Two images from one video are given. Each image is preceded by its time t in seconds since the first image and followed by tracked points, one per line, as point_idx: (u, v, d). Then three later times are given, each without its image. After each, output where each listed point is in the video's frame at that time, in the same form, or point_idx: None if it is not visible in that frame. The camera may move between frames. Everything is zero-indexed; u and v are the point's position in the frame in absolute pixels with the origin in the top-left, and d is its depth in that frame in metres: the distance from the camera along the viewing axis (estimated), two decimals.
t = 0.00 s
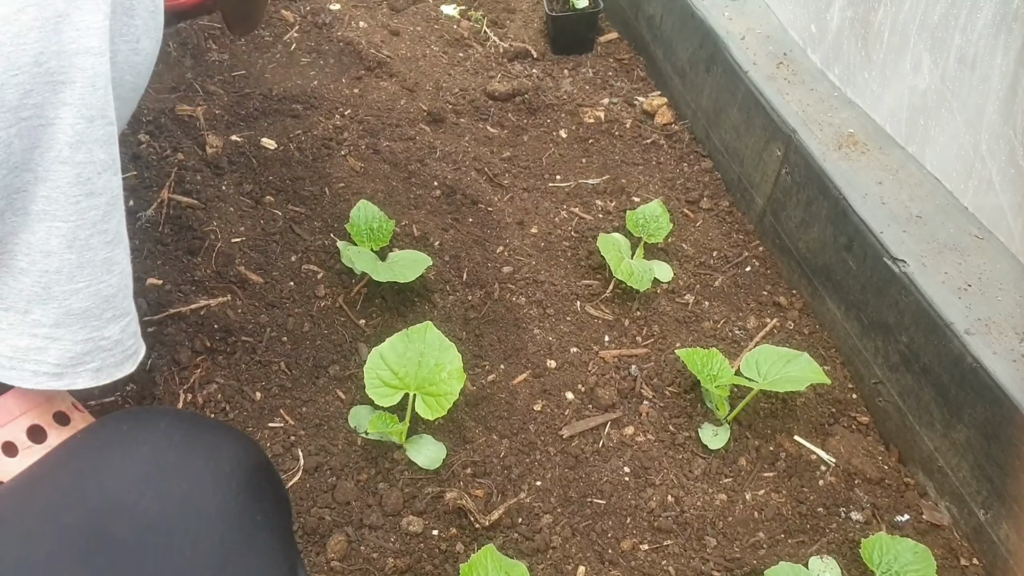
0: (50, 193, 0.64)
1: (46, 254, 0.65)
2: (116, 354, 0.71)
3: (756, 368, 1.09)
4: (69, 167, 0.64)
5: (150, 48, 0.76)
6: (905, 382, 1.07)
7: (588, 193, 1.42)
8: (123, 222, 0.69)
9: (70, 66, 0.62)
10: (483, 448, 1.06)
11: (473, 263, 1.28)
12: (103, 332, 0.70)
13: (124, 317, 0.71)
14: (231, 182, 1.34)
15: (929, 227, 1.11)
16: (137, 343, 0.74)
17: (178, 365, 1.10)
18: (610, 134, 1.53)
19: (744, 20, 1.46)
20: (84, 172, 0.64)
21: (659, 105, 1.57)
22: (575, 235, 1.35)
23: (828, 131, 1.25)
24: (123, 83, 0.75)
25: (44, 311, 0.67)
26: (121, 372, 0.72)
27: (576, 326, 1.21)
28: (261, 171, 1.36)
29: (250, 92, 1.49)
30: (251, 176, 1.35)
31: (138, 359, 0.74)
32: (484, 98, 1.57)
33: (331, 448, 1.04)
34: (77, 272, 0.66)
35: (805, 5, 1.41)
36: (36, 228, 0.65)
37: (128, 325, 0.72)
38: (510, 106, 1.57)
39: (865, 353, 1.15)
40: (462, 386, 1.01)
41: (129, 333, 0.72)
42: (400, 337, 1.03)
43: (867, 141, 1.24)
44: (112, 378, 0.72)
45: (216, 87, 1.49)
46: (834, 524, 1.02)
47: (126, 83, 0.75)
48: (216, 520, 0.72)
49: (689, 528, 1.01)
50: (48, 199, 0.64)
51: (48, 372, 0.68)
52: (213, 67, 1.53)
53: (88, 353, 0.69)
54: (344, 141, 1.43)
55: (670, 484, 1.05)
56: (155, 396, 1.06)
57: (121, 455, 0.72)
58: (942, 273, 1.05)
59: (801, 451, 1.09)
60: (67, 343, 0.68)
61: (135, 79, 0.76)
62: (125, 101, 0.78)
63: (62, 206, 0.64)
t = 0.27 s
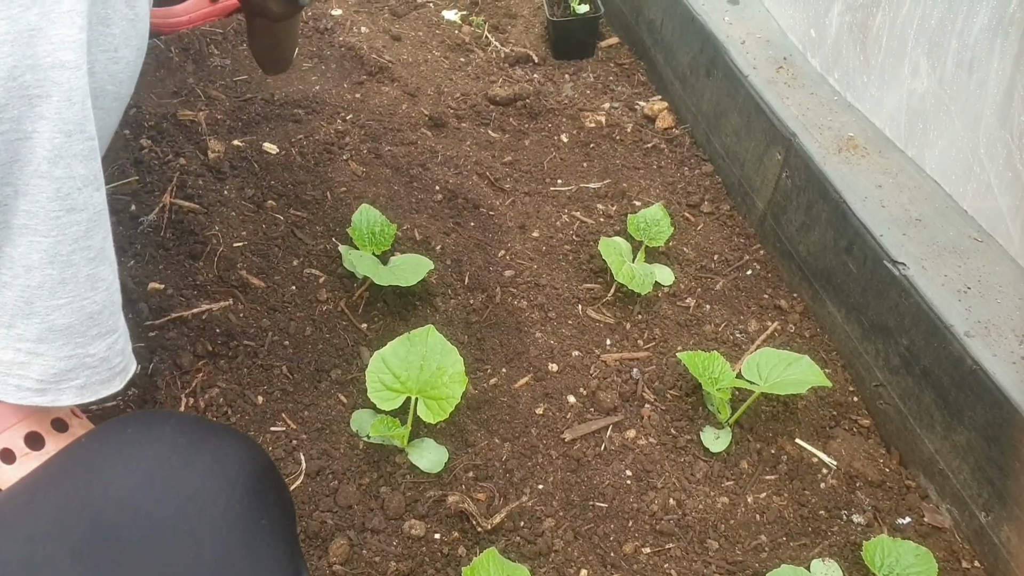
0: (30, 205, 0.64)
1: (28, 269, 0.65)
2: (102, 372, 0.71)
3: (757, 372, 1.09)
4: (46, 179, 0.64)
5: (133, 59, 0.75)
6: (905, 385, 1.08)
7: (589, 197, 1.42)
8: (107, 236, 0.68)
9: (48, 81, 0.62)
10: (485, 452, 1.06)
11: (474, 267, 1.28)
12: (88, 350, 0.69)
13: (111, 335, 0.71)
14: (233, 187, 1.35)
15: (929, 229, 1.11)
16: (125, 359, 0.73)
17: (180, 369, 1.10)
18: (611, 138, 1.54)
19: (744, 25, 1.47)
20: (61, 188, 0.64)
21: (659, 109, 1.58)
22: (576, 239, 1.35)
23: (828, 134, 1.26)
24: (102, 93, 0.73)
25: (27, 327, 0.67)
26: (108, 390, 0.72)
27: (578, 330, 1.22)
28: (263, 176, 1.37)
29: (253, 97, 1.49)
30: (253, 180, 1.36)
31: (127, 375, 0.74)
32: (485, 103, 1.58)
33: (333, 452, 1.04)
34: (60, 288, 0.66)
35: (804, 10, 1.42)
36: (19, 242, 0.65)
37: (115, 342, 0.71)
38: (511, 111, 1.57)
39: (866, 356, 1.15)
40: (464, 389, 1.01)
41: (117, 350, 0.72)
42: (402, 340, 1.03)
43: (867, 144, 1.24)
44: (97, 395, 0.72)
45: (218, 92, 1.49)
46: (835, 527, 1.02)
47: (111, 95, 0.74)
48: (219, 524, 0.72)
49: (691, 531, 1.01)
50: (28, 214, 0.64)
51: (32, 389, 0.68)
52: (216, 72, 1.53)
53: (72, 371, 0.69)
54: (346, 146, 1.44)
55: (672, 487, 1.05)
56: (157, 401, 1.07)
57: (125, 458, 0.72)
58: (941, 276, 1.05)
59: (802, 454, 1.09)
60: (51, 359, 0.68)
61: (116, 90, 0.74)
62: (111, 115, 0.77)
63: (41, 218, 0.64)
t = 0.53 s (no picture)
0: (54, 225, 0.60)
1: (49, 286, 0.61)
2: (118, 386, 0.67)
3: (763, 378, 1.08)
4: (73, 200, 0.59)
5: (159, 76, 0.70)
6: (912, 392, 1.07)
7: (594, 202, 1.42)
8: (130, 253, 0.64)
9: (78, 102, 0.58)
10: (489, 457, 1.06)
11: (479, 271, 1.28)
12: (104, 365, 0.65)
13: (129, 349, 0.67)
14: (238, 191, 1.35)
15: (937, 235, 1.11)
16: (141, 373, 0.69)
17: (185, 372, 1.10)
18: (617, 143, 1.53)
19: (751, 29, 1.46)
20: (86, 210, 0.59)
21: (665, 113, 1.58)
22: (581, 243, 1.35)
23: (835, 140, 1.25)
24: (128, 115, 0.67)
25: (44, 340, 0.63)
26: (123, 403, 0.68)
27: (582, 335, 1.21)
28: (268, 179, 1.37)
29: (258, 101, 1.49)
30: (258, 184, 1.36)
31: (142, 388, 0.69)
32: (490, 107, 1.58)
33: (337, 456, 1.04)
34: (79, 304, 0.62)
35: (811, 15, 1.42)
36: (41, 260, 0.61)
37: (130, 356, 0.67)
38: (516, 115, 1.57)
39: (873, 363, 1.14)
40: (468, 394, 1.01)
41: (133, 364, 0.67)
42: (407, 345, 1.03)
43: (874, 149, 1.24)
44: (114, 409, 0.67)
45: (224, 96, 1.50)
46: (841, 534, 1.02)
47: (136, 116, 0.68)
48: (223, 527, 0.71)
49: (696, 538, 1.00)
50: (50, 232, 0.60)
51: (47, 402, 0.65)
52: (222, 76, 1.53)
53: (88, 386, 0.65)
54: (351, 150, 1.44)
55: (677, 493, 1.04)
56: (161, 404, 1.07)
57: (129, 461, 0.72)
58: (949, 282, 1.04)
59: (809, 461, 1.08)
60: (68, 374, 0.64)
61: (140, 111, 0.69)
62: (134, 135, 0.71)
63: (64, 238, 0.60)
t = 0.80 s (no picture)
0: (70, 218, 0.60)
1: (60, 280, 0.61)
2: (127, 389, 0.67)
3: (768, 381, 1.08)
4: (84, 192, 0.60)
5: (176, 79, 0.69)
6: (918, 395, 1.07)
7: (598, 205, 1.42)
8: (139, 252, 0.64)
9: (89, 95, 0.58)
10: (494, 460, 1.06)
11: (484, 274, 1.28)
12: (113, 366, 0.65)
13: (137, 351, 0.67)
14: (244, 195, 1.35)
15: (942, 238, 1.10)
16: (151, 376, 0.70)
17: (190, 375, 1.10)
18: (621, 146, 1.54)
19: (755, 33, 1.46)
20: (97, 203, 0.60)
21: (670, 116, 1.58)
22: (586, 246, 1.35)
23: (839, 143, 1.25)
24: (138, 118, 0.67)
25: (52, 339, 0.63)
26: (131, 407, 0.68)
27: (587, 338, 1.21)
28: (274, 183, 1.37)
29: (264, 105, 1.50)
30: (264, 188, 1.36)
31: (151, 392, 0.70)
32: (495, 111, 1.58)
33: (342, 459, 1.04)
34: (88, 298, 0.62)
35: (816, 18, 1.42)
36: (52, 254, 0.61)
37: (141, 359, 0.68)
38: (521, 118, 1.57)
39: (878, 366, 1.14)
40: (473, 397, 1.01)
41: (142, 367, 0.68)
42: (411, 348, 1.03)
43: (879, 152, 1.24)
44: (119, 412, 0.68)
45: (230, 99, 1.50)
46: (847, 538, 1.01)
47: (148, 119, 0.68)
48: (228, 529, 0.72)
49: (700, 541, 1.00)
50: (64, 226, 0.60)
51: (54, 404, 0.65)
52: (227, 79, 1.54)
53: (96, 387, 0.65)
54: (356, 154, 1.44)
55: (682, 496, 1.04)
56: (167, 406, 1.07)
57: (135, 463, 0.72)
58: (955, 285, 1.04)
59: (814, 464, 1.08)
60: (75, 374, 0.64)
61: (150, 117, 0.68)
62: (147, 139, 0.71)
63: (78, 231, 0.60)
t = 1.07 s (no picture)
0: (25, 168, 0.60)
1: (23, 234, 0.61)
2: (106, 364, 0.66)
3: (771, 383, 1.08)
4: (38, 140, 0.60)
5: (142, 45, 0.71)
6: (922, 397, 1.07)
7: (602, 206, 1.42)
8: (109, 217, 0.64)
9: (44, 44, 0.59)
10: (497, 461, 1.06)
11: (487, 276, 1.28)
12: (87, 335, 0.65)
13: (116, 325, 0.66)
14: (247, 197, 1.35)
15: (946, 240, 1.10)
16: (137, 354, 0.69)
17: (194, 376, 1.11)
18: (624, 148, 1.54)
19: (759, 34, 1.46)
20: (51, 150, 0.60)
21: (673, 118, 1.58)
22: (589, 248, 1.35)
23: (843, 144, 1.25)
24: (104, 79, 0.69)
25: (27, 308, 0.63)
26: (113, 382, 0.67)
27: (590, 339, 1.21)
28: (277, 185, 1.37)
29: (268, 107, 1.50)
30: (268, 190, 1.37)
31: (135, 373, 0.70)
32: (498, 112, 1.58)
33: (346, 460, 1.04)
34: (60, 265, 0.62)
35: (820, 20, 1.42)
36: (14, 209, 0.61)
37: (123, 334, 0.67)
38: (524, 120, 1.58)
39: (882, 368, 1.14)
40: (476, 398, 1.01)
41: (123, 343, 0.67)
42: (415, 349, 1.03)
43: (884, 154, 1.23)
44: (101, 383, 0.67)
45: (233, 101, 1.50)
46: (851, 540, 1.01)
47: (115, 83, 0.71)
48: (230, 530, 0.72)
49: (704, 543, 1.00)
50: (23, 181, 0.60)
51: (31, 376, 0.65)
52: (231, 81, 1.54)
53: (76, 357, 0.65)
54: (359, 156, 1.44)
55: (686, 498, 1.04)
56: (171, 407, 1.07)
57: (137, 463, 0.72)
58: (959, 287, 1.04)
59: (817, 466, 1.08)
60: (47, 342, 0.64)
61: (119, 79, 0.71)
62: (116, 108, 0.73)
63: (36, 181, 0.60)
